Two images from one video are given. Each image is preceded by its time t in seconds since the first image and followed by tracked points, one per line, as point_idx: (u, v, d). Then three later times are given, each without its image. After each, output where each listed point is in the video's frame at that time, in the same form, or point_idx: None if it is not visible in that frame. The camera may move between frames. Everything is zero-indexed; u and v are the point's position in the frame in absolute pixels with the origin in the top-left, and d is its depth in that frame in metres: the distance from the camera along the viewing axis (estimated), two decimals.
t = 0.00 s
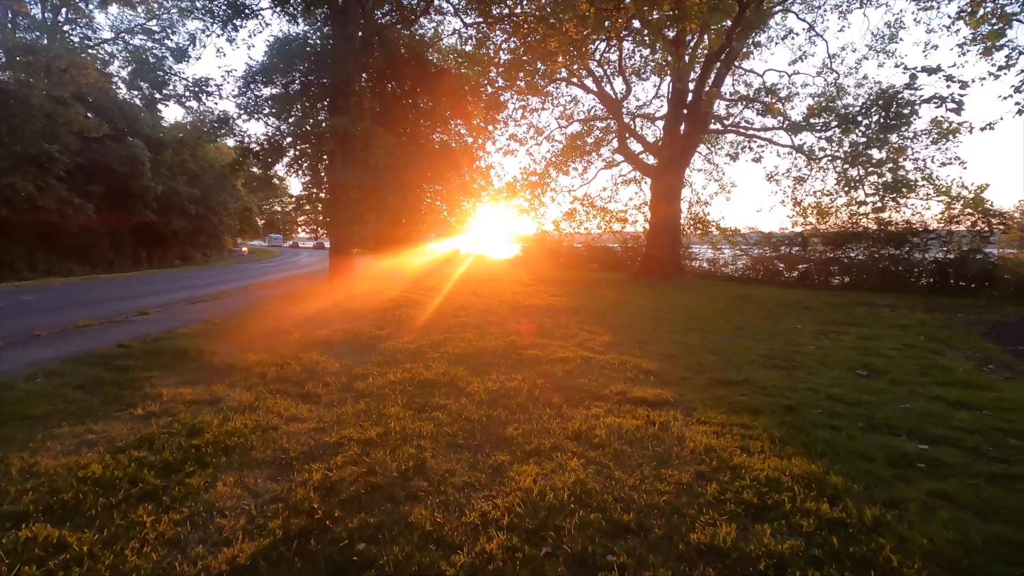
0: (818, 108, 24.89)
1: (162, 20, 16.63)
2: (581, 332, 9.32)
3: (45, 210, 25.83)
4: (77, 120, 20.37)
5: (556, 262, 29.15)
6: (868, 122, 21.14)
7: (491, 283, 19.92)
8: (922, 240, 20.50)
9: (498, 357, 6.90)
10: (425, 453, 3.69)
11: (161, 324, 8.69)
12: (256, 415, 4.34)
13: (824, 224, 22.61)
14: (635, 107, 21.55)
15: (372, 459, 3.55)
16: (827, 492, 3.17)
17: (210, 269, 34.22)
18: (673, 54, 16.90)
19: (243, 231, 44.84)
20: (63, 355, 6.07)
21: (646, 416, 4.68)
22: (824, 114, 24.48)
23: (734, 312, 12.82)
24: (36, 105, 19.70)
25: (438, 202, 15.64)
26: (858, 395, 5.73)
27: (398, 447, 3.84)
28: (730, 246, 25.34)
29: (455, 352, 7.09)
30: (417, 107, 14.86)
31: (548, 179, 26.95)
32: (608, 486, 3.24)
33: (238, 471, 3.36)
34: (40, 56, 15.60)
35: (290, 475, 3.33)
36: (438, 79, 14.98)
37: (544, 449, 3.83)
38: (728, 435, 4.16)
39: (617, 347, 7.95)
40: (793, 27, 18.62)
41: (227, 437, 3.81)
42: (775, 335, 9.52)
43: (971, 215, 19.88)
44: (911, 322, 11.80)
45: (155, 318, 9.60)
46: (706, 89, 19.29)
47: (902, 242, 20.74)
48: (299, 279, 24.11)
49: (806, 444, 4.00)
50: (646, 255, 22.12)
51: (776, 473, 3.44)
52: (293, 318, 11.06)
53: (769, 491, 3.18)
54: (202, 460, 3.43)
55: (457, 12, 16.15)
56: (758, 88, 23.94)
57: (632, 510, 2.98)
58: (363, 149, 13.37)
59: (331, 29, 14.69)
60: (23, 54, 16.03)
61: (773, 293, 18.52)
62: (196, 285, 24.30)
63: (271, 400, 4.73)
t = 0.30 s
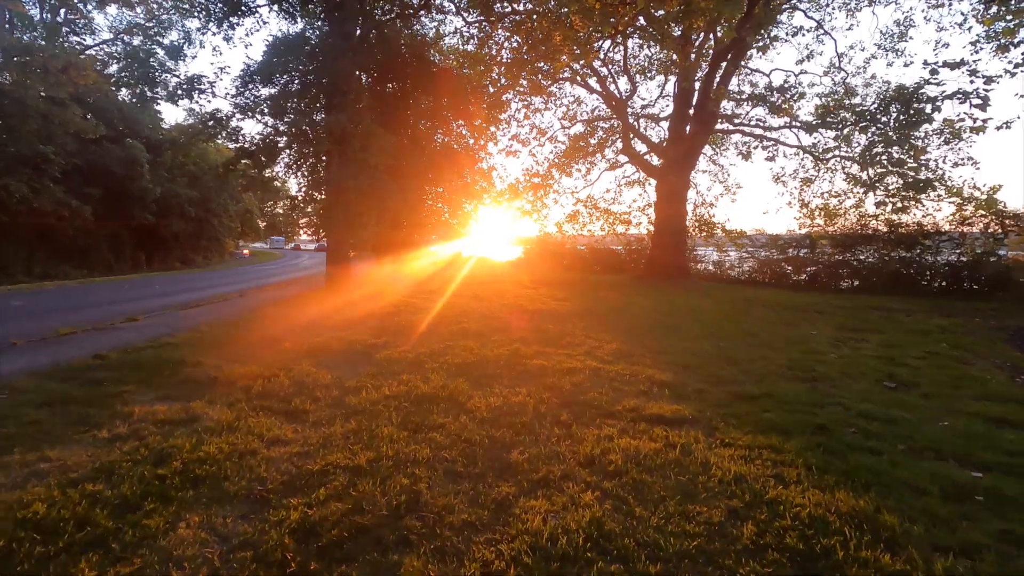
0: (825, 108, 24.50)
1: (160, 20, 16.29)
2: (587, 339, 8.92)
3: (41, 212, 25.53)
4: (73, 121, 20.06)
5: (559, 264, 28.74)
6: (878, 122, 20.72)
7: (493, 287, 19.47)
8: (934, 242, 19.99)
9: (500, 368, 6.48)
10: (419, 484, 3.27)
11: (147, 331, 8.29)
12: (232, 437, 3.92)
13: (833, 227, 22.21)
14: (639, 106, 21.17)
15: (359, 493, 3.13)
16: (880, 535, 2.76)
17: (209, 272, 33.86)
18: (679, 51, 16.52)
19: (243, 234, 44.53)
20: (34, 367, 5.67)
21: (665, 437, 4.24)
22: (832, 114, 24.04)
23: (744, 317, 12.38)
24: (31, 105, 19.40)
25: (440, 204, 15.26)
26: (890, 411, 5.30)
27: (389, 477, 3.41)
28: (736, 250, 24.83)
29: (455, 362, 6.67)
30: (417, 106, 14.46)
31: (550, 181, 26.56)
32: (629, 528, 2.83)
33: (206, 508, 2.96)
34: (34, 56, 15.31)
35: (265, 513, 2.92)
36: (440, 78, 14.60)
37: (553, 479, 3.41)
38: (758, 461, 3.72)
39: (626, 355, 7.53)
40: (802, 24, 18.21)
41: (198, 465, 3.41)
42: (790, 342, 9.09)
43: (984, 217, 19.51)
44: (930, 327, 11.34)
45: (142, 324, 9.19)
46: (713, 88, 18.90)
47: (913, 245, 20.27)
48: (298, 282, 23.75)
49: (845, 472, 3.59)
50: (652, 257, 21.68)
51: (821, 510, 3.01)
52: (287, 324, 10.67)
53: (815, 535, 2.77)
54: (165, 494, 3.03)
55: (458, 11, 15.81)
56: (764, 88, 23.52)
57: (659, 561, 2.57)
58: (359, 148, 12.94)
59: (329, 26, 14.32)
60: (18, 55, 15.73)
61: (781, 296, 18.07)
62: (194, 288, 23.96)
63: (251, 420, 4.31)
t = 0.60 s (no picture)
0: (833, 107, 24.09)
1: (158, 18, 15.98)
2: (595, 343, 8.53)
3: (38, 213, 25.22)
4: (69, 120, 19.73)
5: (561, 266, 28.37)
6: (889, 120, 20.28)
7: (495, 289, 19.04)
8: (946, 243, 19.62)
9: (505, 376, 6.09)
10: (417, 518, 2.89)
11: (135, 336, 7.91)
12: (208, 458, 3.52)
13: (842, 228, 21.82)
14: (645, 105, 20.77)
15: (349, 529, 2.76)
16: None
17: (208, 274, 33.50)
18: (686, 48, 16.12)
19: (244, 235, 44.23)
20: (6, 376, 5.28)
21: (689, 457, 3.83)
22: (840, 112, 23.61)
23: (755, 320, 11.97)
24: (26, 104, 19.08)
25: (441, 204, 14.88)
26: (927, 423, 4.90)
27: (381, 508, 3.02)
28: (742, 251, 24.33)
29: (457, 370, 6.26)
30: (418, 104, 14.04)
31: (553, 181, 26.18)
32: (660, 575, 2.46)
33: (172, 548, 2.58)
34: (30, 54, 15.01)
35: (241, 554, 2.56)
36: (442, 76, 14.20)
37: (568, 510, 3.02)
38: (797, 487, 3.32)
39: (638, 361, 7.11)
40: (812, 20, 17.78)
41: (168, 493, 3.03)
42: (806, 347, 8.69)
43: (998, 218, 19.08)
44: (950, 330, 10.92)
45: (130, 328, 8.82)
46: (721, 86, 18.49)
47: (924, 246, 19.84)
48: (299, 284, 23.38)
49: (896, 499, 3.20)
50: (657, 259, 21.25)
51: (879, 551, 2.63)
52: (284, 328, 10.28)
53: None
54: (126, 533, 2.66)
55: (460, 7, 15.45)
56: (771, 87, 23.11)
57: None
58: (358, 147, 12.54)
59: (328, 21, 13.95)
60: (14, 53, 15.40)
61: (791, 298, 17.64)
62: (193, 290, 23.67)
63: (232, 437, 3.91)
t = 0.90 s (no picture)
0: (843, 105, 23.63)
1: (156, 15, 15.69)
2: (605, 348, 8.14)
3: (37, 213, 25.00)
4: (68, 120, 19.46)
5: (565, 267, 27.98)
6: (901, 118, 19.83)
7: (497, 290, 18.70)
8: (961, 244, 19.12)
9: (511, 386, 5.72)
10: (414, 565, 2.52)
11: (123, 342, 7.58)
12: (180, 487, 3.16)
13: (852, 228, 21.37)
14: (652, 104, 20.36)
15: None
16: None
17: (210, 274, 33.23)
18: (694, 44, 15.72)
19: (246, 236, 43.99)
20: None
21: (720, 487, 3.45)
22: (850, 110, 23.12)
23: (768, 323, 11.53)
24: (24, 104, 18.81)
25: (444, 205, 14.52)
26: (972, 442, 4.49)
27: (372, 553, 2.64)
28: (750, 251, 23.85)
29: (461, 380, 5.88)
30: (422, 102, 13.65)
31: (557, 180, 25.79)
32: None
33: None
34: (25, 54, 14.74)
35: None
36: (444, 73, 13.84)
37: (587, 554, 2.65)
38: (843, 523, 2.93)
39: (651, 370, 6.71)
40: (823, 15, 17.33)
41: (129, 535, 2.66)
42: (826, 354, 8.26)
43: (1014, 218, 18.59)
44: (974, 335, 10.47)
45: (120, 333, 8.47)
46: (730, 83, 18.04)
47: (938, 246, 19.36)
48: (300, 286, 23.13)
49: (960, 541, 2.81)
50: (664, 260, 20.84)
51: None
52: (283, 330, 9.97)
53: None
54: None
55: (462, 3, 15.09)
56: (780, 84, 22.63)
57: None
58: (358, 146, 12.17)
59: (327, 17, 13.57)
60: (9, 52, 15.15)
61: (802, 300, 17.22)
62: (196, 292, 23.45)
63: (210, 459, 3.55)
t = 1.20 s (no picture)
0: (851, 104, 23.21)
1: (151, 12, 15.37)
2: (611, 353, 7.72)
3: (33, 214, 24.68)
4: (62, 119, 19.13)
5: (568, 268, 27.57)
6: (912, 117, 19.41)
7: (499, 292, 18.28)
8: (974, 245, 18.62)
9: (513, 396, 5.31)
10: None
11: (104, 347, 7.20)
12: (129, 520, 2.75)
13: (861, 228, 20.90)
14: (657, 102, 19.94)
15: None
16: None
17: (210, 275, 32.89)
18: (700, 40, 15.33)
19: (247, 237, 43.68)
20: None
21: (749, 516, 3.04)
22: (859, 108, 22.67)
23: (779, 326, 11.08)
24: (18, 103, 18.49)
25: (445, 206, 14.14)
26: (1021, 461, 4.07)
27: None
28: (756, 252, 23.36)
29: (457, 389, 5.47)
30: (422, 101, 13.30)
31: (560, 180, 25.38)
32: None
33: None
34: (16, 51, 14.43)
35: None
36: (445, 71, 13.47)
37: None
38: (897, 566, 2.53)
39: (662, 376, 6.29)
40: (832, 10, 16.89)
41: None
42: (845, 359, 7.82)
43: None
44: (996, 339, 10.02)
45: (103, 337, 8.10)
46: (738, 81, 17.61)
47: (950, 247, 18.89)
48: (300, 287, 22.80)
49: None
50: (669, 261, 20.39)
51: None
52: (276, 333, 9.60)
53: None
54: None
55: None
56: (786, 82, 22.20)
57: None
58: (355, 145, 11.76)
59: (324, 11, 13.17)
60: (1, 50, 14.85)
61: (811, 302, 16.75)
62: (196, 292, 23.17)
63: (171, 485, 3.14)
